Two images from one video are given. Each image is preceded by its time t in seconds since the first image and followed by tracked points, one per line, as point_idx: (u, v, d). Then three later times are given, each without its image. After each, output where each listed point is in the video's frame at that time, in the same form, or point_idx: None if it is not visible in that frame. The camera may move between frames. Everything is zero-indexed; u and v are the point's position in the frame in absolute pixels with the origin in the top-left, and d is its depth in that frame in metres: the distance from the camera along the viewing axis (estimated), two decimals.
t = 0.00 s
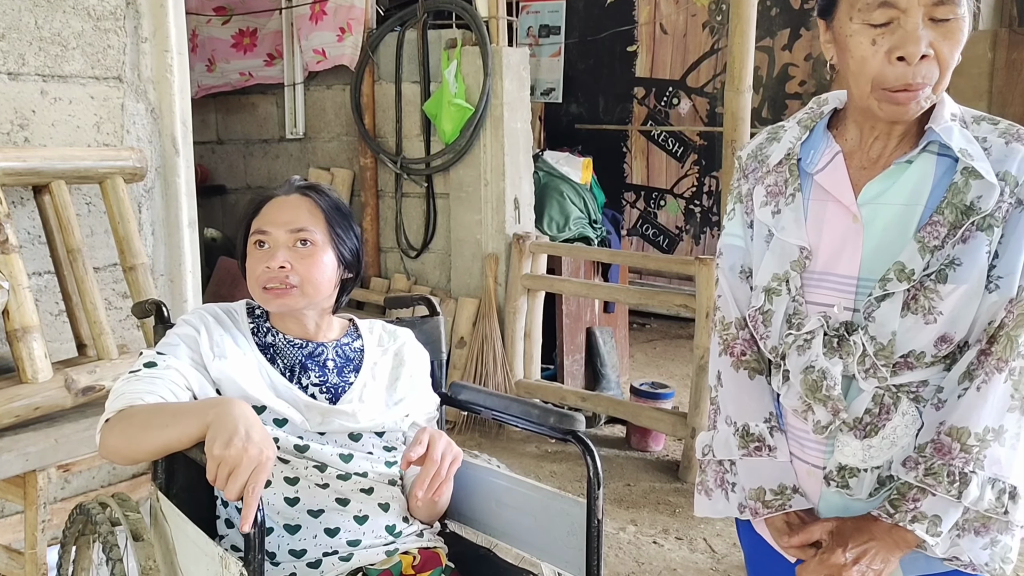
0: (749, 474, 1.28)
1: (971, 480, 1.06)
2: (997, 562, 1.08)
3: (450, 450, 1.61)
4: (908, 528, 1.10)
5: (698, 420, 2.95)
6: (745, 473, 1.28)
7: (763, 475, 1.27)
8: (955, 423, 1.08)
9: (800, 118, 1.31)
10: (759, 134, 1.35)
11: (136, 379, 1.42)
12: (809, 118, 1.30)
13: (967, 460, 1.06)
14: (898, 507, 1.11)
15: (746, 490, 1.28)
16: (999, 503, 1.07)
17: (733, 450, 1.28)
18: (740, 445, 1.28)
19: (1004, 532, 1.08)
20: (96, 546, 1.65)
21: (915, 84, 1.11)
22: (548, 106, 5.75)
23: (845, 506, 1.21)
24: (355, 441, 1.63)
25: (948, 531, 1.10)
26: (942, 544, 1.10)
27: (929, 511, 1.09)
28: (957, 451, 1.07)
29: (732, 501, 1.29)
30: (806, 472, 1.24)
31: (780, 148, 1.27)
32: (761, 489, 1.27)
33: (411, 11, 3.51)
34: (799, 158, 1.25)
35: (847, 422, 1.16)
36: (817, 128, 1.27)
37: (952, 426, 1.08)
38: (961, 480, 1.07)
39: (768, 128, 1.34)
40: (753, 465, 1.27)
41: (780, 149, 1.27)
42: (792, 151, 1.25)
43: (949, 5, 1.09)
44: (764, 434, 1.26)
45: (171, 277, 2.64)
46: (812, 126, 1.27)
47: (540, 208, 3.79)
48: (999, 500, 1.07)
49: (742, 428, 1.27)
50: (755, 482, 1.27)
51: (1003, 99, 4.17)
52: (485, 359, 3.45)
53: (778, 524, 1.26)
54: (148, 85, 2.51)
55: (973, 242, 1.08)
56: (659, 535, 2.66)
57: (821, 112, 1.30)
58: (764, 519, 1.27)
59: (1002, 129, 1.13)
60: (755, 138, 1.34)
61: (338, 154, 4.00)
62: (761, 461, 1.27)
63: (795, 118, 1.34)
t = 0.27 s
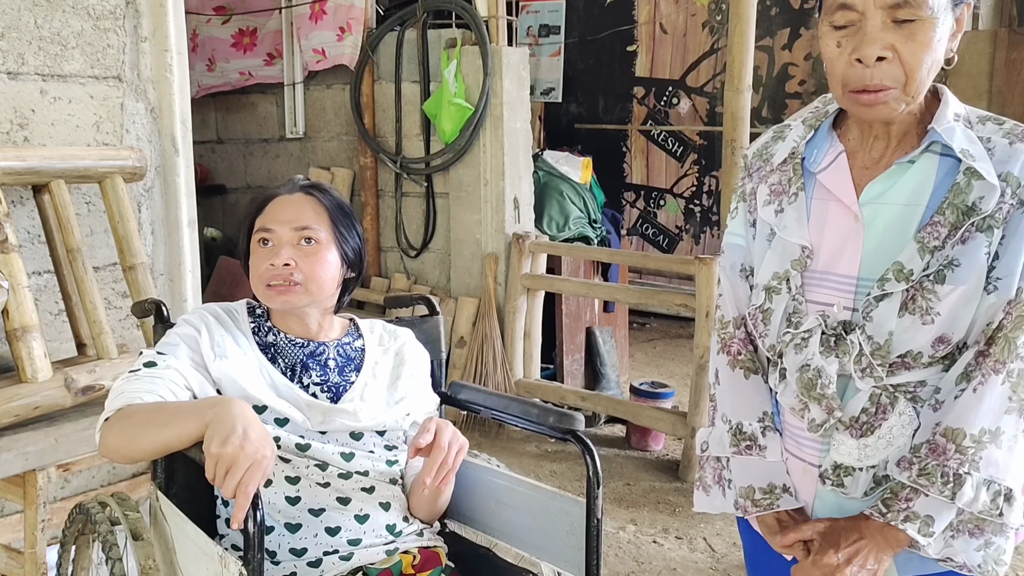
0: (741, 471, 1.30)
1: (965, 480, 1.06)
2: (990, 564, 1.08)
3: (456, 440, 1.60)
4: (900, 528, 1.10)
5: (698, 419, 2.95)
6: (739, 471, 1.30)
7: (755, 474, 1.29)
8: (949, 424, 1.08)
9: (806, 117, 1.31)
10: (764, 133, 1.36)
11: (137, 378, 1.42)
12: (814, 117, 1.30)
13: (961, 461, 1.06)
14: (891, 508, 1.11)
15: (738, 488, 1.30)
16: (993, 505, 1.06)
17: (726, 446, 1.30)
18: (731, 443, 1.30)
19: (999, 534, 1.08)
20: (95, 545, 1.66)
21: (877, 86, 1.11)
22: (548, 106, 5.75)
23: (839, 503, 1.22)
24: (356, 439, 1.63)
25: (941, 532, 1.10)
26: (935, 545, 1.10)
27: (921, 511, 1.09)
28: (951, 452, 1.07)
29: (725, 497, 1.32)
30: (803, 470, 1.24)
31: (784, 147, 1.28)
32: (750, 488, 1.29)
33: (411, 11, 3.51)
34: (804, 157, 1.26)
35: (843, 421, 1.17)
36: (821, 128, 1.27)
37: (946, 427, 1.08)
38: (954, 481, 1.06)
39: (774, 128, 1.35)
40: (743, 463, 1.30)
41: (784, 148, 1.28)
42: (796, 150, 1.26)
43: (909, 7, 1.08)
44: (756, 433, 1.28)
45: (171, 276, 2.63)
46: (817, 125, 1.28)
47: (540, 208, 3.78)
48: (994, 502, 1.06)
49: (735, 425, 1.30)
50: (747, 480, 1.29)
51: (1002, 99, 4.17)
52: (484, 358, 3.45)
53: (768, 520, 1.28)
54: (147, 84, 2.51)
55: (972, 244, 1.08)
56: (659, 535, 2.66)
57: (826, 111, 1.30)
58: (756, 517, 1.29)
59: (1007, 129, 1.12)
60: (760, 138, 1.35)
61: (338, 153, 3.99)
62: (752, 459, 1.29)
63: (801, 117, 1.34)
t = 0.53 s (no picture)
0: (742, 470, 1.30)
1: (962, 480, 1.07)
2: (988, 565, 1.09)
3: (466, 426, 1.56)
4: (896, 524, 1.10)
5: (698, 419, 2.95)
6: (740, 470, 1.30)
7: (757, 474, 1.29)
8: (949, 423, 1.08)
9: (813, 116, 1.31)
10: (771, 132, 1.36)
11: (138, 378, 1.42)
12: (821, 116, 1.30)
13: (959, 460, 1.07)
14: (887, 503, 1.12)
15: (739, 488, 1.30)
16: (991, 505, 1.07)
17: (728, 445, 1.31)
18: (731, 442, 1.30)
19: (997, 535, 1.08)
20: (95, 545, 1.66)
21: (862, 85, 1.12)
22: (548, 106, 5.75)
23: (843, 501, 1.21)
24: (357, 439, 1.63)
25: (938, 532, 1.11)
26: (932, 544, 1.11)
27: (916, 508, 1.10)
28: (950, 451, 1.07)
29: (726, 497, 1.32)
30: (805, 469, 1.24)
31: (791, 146, 1.28)
32: (750, 487, 1.29)
33: (411, 11, 3.51)
34: (810, 156, 1.26)
35: (846, 422, 1.17)
36: (828, 127, 1.27)
37: (946, 426, 1.09)
38: (951, 480, 1.07)
39: (780, 126, 1.35)
40: (743, 462, 1.30)
41: (790, 148, 1.28)
42: (802, 149, 1.26)
43: (892, 7, 1.09)
44: (759, 433, 1.29)
45: (171, 276, 2.63)
46: (823, 125, 1.28)
47: (540, 208, 3.79)
48: (991, 502, 1.07)
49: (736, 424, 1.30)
50: (748, 480, 1.29)
51: (1003, 99, 4.18)
52: (484, 358, 3.46)
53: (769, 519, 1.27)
54: (148, 84, 2.51)
55: (977, 245, 1.08)
56: (659, 535, 2.66)
57: (832, 110, 1.30)
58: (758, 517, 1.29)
59: (1015, 130, 1.12)
60: (766, 136, 1.35)
61: (338, 154, 4.00)
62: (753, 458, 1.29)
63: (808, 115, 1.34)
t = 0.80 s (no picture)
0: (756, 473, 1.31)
1: (978, 483, 1.06)
2: (1006, 566, 1.09)
3: (479, 421, 1.56)
4: (914, 530, 1.11)
5: (699, 420, 2.95)
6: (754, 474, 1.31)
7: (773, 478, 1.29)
8: (961, 426, 1.08)
9: (817, 117, 1.31)
10: (773, 133, 1.36)
11: (139, 379, 1.42)
12: (822, 117, 1.29)
13: (974, 463, 1.06)
14: (904, 509, 1.12)
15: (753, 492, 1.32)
16: (1007, 506, 1.07)
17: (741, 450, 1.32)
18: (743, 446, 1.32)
19: (1014, 535, 1.09)
20: (97, 546, 1.66)
21: (905, 82, 1.11)
22: (548, 106, 5.75)
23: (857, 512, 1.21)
24: (359, 441, 1.63)
25: (955, 533, 1.11)
26: (949, 547, 1.11)
27: (934, 513, 1.10)
28: (964, 454, 1.07)
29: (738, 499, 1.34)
30: (818, 471, 1.25)
31: (794, 148, 1.28)
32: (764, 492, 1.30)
33: (412, 11, 3.50)
34: (812, 158, 1.25)
35: (859, 425, 1.17)
36: (831, 129, 1.27)
37: (958, 429, 1.08)
38: (967, 483, 1.07)
39: (783, 127, 1.35)
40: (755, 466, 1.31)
41: (792, 149, 1.28)
42: (805, 151, 1.26)
43: (942, 4, 1.08)
44: (770, 437, 1.29)
45: (172, 277, 2.63)
46: (825, 125, 1.27)
47: (541, 209, 3.79)
48: (1007, 503, 1.07)
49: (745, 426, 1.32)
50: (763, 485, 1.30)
51: (1003, 99, 4.18)
52: (485, 359, 3.46)
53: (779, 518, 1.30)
54: (149, 85, 2.50)
55: (985, 246, 1.08)
56: (661, 536, 2.66)
57: (835, 111, 1.30)
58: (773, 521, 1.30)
59: (1017, 127, 1.12)
60: (768, 138, 1.35)
61: (338, 154, 3.99)
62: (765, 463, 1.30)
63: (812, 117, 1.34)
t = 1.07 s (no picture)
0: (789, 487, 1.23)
1: None
2: None
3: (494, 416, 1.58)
4: (985, 528, 1.08)
5: (699, 421, 2.95)
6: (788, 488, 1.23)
7: (808, 492, 1.22)
8: (1002, 416, 1.08)
9: (807, 118, 1.28)
10: (758, 135, 1.31)
11: (139, 381, 1.42)
12: (815, 117, 1.26)
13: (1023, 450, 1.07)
14: (969, 508, 1.09)
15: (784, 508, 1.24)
16: None
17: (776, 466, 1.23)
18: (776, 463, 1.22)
19: None
20: (96, 547, 1.66)
21: (926, 81, 1.09)
22: (548, 107, 5.75)
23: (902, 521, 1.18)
24: (359, 442, 1.63)
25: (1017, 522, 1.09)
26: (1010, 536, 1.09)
27: (998, 506, 1.08)
28: (1012, 443, 1.07)
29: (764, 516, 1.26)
30: (856, 476, 1.20)
31: (790, 150, 1.24)
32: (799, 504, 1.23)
33: (412, 12, 3.50)
34: (811, 160, 1.23)
35: (905, 428, 1.13)
36: (825, 128, 1.24)
37: (1000, 420, 1.08)
38: (1021, 471, 1.07)
39: (767, 128, 1.31)
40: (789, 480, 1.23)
41: (790, 152, 1.24)
42: (803, 154, 1.23)
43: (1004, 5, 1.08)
44: (805, 449, 1.21)
45: (172, 278, 2.63)
46: (820, 126, 1.24)
47: (541, 209, 3.79)
48: None
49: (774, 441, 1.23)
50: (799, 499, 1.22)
51: (1003, 100, 4.18)
52: (485, 360, 3.46)
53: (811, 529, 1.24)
54: (149, 86, 2.50)
55: (1006, 238, 1.08)
56: (661, 537, 2.66)
57: (826, 110, 1.27)
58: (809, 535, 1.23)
59: (1011, 122, 1.15)
60: (754, 142, 1.31)
61: (338, 155, 3.99)
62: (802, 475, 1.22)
63: (798, 117, 1.31)
